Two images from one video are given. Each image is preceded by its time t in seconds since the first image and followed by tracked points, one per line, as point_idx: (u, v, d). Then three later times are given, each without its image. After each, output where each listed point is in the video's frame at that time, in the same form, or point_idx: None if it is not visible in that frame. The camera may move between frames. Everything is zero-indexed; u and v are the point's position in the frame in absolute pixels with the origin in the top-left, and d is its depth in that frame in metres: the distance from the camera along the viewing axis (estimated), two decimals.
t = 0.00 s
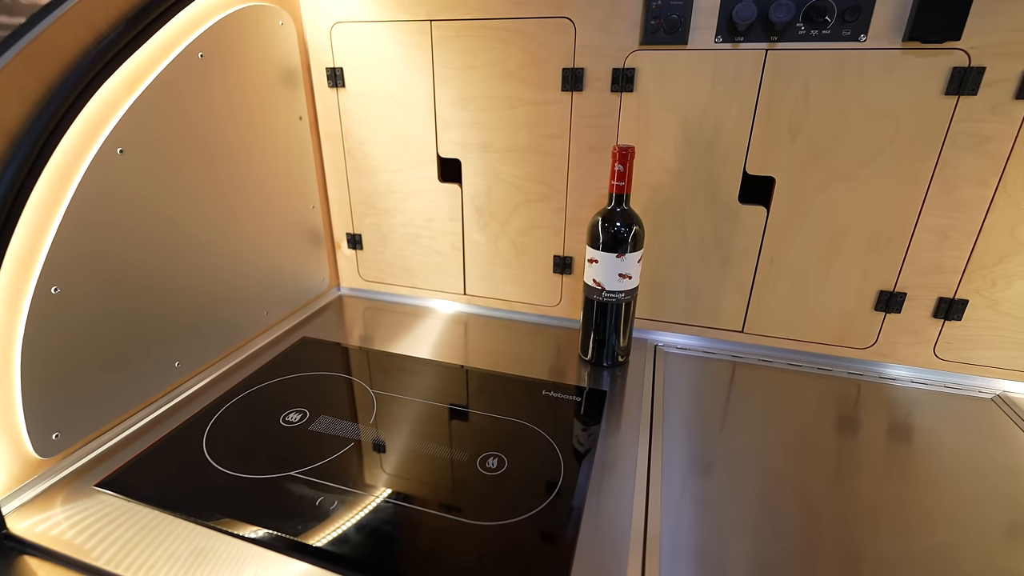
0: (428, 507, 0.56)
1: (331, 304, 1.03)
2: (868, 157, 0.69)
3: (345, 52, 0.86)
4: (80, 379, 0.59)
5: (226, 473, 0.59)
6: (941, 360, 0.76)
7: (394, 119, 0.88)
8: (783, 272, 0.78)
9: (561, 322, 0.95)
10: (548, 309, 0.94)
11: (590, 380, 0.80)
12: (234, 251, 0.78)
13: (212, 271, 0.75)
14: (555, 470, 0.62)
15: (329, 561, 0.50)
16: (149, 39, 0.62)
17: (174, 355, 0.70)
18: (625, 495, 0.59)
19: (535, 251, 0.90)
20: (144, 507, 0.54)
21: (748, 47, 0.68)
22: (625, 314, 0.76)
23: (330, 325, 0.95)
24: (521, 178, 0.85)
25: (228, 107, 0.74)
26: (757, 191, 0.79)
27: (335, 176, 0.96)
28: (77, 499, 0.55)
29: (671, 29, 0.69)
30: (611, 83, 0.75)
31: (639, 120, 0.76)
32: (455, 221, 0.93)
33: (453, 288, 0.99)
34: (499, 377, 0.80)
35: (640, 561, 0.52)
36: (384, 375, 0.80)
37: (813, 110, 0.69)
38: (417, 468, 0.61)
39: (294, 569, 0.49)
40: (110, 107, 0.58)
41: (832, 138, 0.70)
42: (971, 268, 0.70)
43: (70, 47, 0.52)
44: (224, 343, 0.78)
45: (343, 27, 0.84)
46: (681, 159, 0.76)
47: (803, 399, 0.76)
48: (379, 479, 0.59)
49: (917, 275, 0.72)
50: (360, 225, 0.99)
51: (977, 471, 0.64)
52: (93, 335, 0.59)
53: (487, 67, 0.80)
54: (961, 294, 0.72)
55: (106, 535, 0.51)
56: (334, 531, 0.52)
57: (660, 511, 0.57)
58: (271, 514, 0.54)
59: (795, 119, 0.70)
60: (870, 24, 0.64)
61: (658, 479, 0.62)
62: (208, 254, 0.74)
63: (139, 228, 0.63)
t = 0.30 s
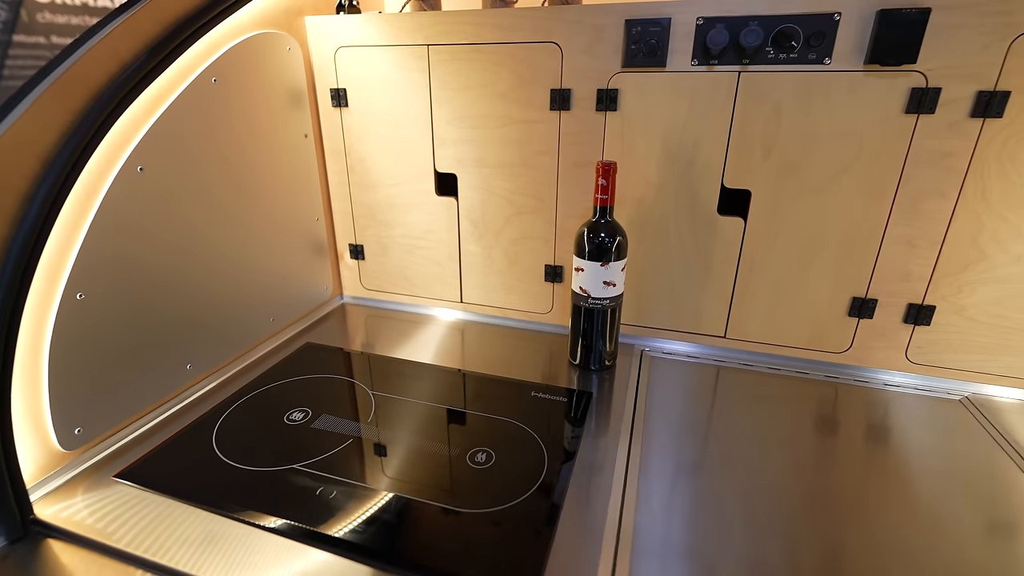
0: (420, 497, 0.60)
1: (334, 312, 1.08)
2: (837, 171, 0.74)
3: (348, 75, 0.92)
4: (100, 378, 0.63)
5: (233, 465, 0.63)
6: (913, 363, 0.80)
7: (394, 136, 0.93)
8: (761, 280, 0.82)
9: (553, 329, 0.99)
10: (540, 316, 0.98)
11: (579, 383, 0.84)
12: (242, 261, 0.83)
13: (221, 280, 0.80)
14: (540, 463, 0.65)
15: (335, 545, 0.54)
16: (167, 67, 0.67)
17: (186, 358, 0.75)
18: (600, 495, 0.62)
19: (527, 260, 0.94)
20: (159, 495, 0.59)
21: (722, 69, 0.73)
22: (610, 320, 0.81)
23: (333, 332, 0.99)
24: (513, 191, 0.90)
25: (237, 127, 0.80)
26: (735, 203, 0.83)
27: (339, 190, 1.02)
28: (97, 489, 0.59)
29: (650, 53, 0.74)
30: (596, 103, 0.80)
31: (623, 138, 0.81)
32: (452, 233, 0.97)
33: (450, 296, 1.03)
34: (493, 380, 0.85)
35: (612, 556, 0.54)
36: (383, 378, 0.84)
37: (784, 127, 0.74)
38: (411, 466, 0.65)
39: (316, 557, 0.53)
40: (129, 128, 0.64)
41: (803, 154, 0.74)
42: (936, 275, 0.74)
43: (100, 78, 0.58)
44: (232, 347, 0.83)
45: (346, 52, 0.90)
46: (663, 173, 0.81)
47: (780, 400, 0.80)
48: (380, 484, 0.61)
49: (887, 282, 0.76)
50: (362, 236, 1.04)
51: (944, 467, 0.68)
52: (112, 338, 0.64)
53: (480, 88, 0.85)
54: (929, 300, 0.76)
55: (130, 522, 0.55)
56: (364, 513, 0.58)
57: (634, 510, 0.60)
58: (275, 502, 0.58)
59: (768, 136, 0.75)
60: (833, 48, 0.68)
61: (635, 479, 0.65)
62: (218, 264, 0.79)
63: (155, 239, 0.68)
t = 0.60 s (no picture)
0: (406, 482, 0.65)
1: (333, 319, 1.13)
2: (800, 186, 0.79)
3: (347, 97, 0.98)
4: (114, 374, 0.69)
5: (235, 454, 0.69)
6: (876, 365, 0.85)
7: (390, 153, 1.00)
8: (733, 287, 0.87)
9: (541, 334, 1.04)
10: (528, 322, 1.03)
11: (562, 383, 0.89)
12: (245, 269, 0.89)
13: (227, 287, 0.86)
14: (518, 453, 0.70)
15: (327, 522, 0.59)
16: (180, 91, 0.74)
17: (193, 358, 0.80)
18: (568, 491, 0.64)
19: (515, 270, 1.00)
20: (169, 481, 0.64)
21: (691, 92, 0.79)
22: (591, 324, 0.86)
23: (332, 338, 1.05)
24: (501, 205, 0.96)
25: (243, 145, 0.86)
26: (708, 215, 0.89)
27: (338, 203, 1.08)
28: (111, 475, 0.65)
29: (625, 77, 0.80)
30: (576, 123, 0.86)
31: (602, 155, 0.87)
32: (445, 243, 1.03)
33: (443, 304, 1.09)
34: (482, 381, 0.90)
35: (576, 544, 0.57)
36: (377, 380, 0.89)
37: (749, 145, 0.79)
38: (399, 457, 0.69)
39: (333, 541, 0.57)
40: (145, 146, 0.70)
41: (768, 170, 0.80)
42: (895, 282, 0.79)
43: (122, 101, 0.65)
44: (235, 350, 0.89)
45: (345, 76, 0.97)
46: (639, 188, 0.87)
47: (751, 400, 0.85)
48: (380, 485, 0.64)
49: (850, 289, 0.82)
50: (360, 247, 1.10)
51: (903, 462, 0.71)
52: (125, 337, 0.70)
53: (470, 109, 0.91)
54: (889, 306, 0.81)
55: (142, 505, 0.61)
56: (369, 508, 0.60)
57: (599, 505, 0.62)
58: (272, 486, 0.64)
59: (735, 154, 0.80)
60: (792, 73, 0.74)
61: (603, 478, 0.67)
62: (224, 271, 0.85)
63: (166, 247, 0.74)
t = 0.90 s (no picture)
0: (394, 472, 0.71)
1: (329, 328, 1.19)
2: (762, 202, 0.86)
3: (344, 119, 1.05)
4: (124, 376, 0.75)
5: (237, 450, 0.75)
6: (838, 368, 0.91)
7: (384, 171, 1.06)
8: (704, 296, 0.94)
9: (527, 342, 1.09)
10: (515, 331, 1.09)
11: (545, 387, 0.94)
12: (246, 279, 0.95)
13: (229, 296, 0.91)
14: (497, 448, 0.76)
15: (318, 508, 0.64)
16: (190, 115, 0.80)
17: (197, 363, 0.86)
18: (542, 484, 0.69)
19: (502, 280, 1.06)
20: (175, 473, 0.71)
21: (661, 115, 0.86)
22: (571, 331, 0.92)
23: (329, 346, 1.10)
24: (488, 219, 1.02)
25: (247, 165, 0.93)
26: (680, 229, 0.96)
27: (335, 218, 1.14)
28: (121, 468, 0.71)
29: (600, 102, 0.87)
30: (557, 143, 0.93)
31: (581, 173, 0.93)
32: (435, 256, 1.09)
33: (435, 314, 1.14)
34: (469, 384, 0.95)
35: (544, 529, 0.61)
36: (369, 384, 0.95)
37: (715, 164, 0.86)
38: (386, 453, 0.75)
39: (344, 529, 0.61)
40: (158, 166, 0.77)
41: (733, 187, 0.86)
42: (851, 291, 0.86)
43: (139, 125, 0.71)
44: (236, 356, 0.94)
45: (343, 101, 1.04)
46: (615, 203, 0.93)
47: (719, 401, 0.90)
48: (373, 493, 0.67)
49: (810, 297, 0.88)
50: (356, 260, 1.16)
51: (858, 458, 0.76)
52: (134, 342, 0.75)
53: (458, 131, 0.98)
54: (847, 312, 0.87)
55: (149, 496, 0.66)
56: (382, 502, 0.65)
57: (569, 496, 0.67)
58: (270, 477, 0.70)
59: (702, 172, 0.87)
60: (752, 98, 0.81)
61: (575, 474, 0.72)
62: (226, 281, 0.90)
63: (173, 259, 0.80)
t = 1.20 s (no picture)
0: (386, 468, 0.76)
1: (326, 339, 1.25)
2: (728, 219, 0.93)
3: (343, 141, 1.12)
4: (134, 380, 0.80)
5: (239, 449, 0.80)
6: (803, 373, 0.98)
7: (380, 190, 1.13)
8: (678, 306, 1.00)
9: (513, 351, 1.15)
10: (502, 340, 1.15)
11: (529, 392, 1.00)
12: (249, 291, 1.01)
13: (233, 306, 0.97)
14: (482, 447, 0.82)
15: (314, 500, 0.70)
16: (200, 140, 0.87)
17: (201, 369, 0.91)
18: (522, 480, 0.74)
19: (490, 292, 1.12)
20: (181, 469, 0.76)
21: (634, 139, 0.93)
22: (553, 339, 0.99)
23: (325, 355, 1.16)
24: (477, 235, 1.09)
25: (253, 184, 0.99)
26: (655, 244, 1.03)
27: (332, 234, 1.21)
28: (130, 465, 0.77)
29: (579, 127, 0.95)
30: (540, 165, 1.00)
31: (562, 192, 1.01)
32: (427, 270, 1.16)
33: (427, 324, 1.20)
34: (458, 390, 1.01)
35: (521, 519, 0.67)
36: (363, 390, 1.00)
37: (685, 184, 0.93)
38: (377, 452, 0.80)
39: (341, 518, 0.67)
40: (170, 184, 0.83)
41: (701, 205, 0.93)
42: (812, 300, 0.93)
43: (156, 147, 0.79)
44: (237, 363, 1.00)
45: (341, 125, 1.11)
46: (594, 220, 1.00)
47: (692, 404, 0.96)
48: (366, 500, 0.69)
49: (775, 306, 0.95)
50: (351, 274, 1.22)
51: (818, 455, 0.82)
52: (144, 348, 0.81)
53: (449, 152, 1.06)
54: (809, 320, 0.94)
55: (157, 490, 0.72)
56: (385, 497, 0.70)
57: (546, 491, 0.72)
58: (270, 473, 0.75)
59: (673, 191, 0.94)
60: (716, 124, 0.88)
61: (553, 471, 0.77)
62: (230, 293, 0.96)
63: (181, 271, 0.86)
